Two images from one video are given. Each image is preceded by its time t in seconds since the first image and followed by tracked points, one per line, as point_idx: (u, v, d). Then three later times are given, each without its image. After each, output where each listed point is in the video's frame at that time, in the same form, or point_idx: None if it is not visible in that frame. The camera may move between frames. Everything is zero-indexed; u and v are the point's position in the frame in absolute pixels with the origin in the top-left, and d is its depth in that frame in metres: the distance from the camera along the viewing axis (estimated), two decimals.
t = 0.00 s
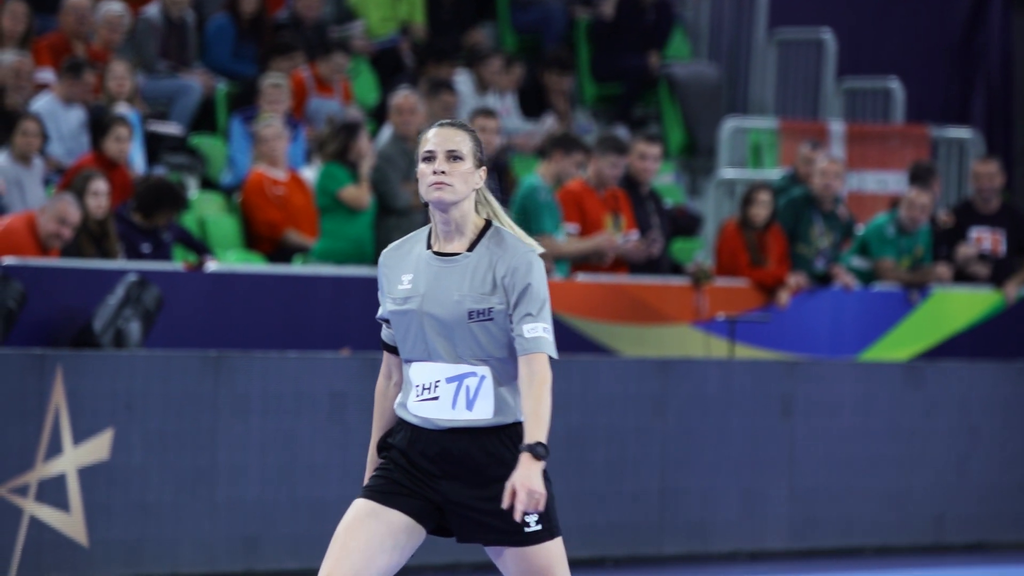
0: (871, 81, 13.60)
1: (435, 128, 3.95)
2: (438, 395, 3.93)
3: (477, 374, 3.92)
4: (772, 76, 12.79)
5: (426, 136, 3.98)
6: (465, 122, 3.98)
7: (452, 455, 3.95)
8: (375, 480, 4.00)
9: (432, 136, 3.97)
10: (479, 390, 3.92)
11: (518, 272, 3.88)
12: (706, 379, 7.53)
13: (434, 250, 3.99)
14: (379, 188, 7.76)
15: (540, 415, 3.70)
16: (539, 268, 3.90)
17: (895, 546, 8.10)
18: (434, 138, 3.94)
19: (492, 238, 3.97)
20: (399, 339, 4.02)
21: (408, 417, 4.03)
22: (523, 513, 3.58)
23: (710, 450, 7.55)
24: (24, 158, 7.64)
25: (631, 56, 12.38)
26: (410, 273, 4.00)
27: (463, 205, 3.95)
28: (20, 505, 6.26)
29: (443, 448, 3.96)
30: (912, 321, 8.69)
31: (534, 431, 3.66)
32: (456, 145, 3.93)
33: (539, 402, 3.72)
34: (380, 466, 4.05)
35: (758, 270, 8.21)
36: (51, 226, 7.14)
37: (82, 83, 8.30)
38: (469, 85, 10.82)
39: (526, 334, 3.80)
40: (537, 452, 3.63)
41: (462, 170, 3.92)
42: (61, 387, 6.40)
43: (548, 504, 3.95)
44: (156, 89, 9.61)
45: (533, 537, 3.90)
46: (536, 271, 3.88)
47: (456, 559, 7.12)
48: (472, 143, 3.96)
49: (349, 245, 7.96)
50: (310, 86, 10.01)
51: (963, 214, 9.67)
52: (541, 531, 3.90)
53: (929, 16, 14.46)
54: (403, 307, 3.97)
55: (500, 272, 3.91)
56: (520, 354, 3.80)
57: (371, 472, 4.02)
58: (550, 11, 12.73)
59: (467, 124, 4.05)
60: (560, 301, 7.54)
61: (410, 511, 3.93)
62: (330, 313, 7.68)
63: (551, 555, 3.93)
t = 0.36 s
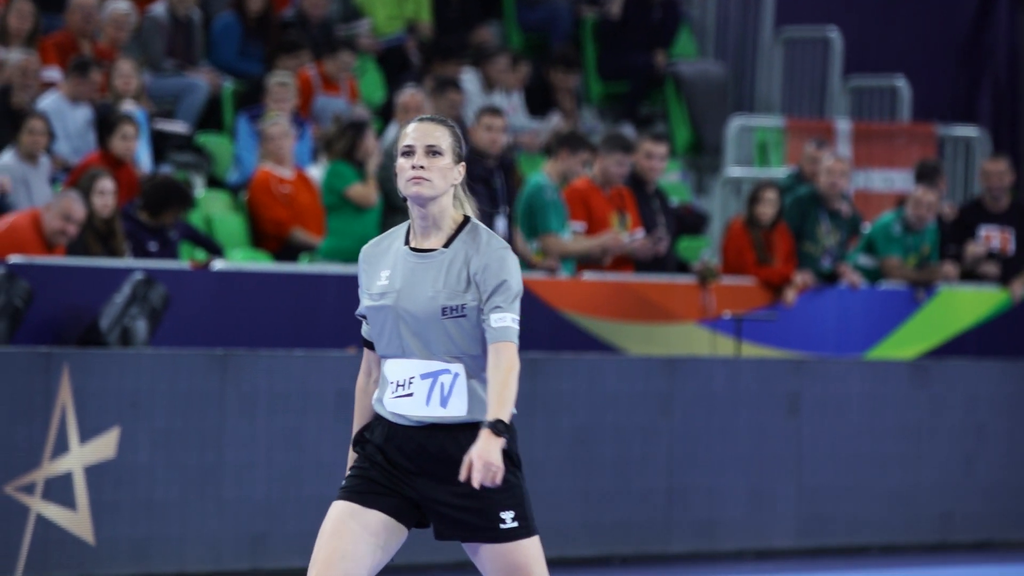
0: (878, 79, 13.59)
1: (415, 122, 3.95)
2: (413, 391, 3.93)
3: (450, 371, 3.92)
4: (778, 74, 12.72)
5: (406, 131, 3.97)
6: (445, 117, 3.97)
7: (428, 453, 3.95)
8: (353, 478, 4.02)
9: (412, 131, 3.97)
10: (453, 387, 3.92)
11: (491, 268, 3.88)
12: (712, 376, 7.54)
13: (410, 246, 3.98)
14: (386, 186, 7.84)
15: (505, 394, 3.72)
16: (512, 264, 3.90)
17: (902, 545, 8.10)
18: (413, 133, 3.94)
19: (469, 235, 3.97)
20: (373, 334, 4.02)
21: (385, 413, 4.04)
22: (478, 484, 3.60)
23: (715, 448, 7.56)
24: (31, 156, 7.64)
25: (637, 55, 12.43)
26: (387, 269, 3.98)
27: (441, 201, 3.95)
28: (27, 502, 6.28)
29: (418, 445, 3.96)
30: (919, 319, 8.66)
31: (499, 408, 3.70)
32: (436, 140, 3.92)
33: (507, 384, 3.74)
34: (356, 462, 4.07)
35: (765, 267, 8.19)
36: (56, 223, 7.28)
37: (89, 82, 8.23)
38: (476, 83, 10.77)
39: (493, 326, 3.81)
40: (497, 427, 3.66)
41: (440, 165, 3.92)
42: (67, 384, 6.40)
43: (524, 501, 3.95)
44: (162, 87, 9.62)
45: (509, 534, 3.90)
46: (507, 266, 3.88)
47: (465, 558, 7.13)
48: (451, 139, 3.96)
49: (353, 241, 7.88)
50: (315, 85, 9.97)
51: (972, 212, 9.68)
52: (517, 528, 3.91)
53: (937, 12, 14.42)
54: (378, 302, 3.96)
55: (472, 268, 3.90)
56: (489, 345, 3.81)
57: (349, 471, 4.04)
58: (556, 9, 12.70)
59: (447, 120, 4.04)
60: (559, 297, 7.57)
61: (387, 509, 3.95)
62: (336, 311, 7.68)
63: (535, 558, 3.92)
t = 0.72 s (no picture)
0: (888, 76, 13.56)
1: (397, 113, 3.93)
2: (390, 383, 3.92)
3: (426, 363, 3.91)
4: (788, 74, 12.73)
5: (388, 121, 3.96)
6: (428, 109, 3.96)
7: (409, 444, 3.94)
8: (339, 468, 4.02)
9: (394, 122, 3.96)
10: (430, 379, 3.90)
11: (466, 258, 3.85)
12: (721, 375, 7.55)
13: (391, 238, 3.96)
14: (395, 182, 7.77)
15: (472, 367, 3.69)
16: (488, 254, 3.87)
17: (911, 543, 8.10)
18: (395, 124, 3.93)
19: (450, 225, 3.93)
20: (353, 324, 4.01)
21: (366, 402, 4.03)
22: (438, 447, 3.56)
23: (725, 446, 7.57)
24: (40, 155, 7.65)
25: (646, 53, 12.43)
26: (369, 260, 3.97)
27: (423, 191, 3.93)
28: (36, 500, 6.35)
29: (401, 436, 3.95)
30: (928, 317, 8.62)
31: (465, 379, 3.66)
32: (418, 131, 3.91)
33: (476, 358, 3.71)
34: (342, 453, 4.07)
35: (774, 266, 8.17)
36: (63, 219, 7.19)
37: (98, 80, 8.16)
38: (484, 81, 10.82)
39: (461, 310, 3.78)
40: (461, 398, 3.63)
41: (423, 156, 3.91)
42: (77, 382, 6.48)
43: (500, 496, 3.94)
44: (171, 85, 9.62)
45: (484, 528, 3.89)
46: (483, 256, 3.85)
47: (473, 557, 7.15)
48: (434, 129, 3.95)
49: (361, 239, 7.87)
50: (324, 83, 9.97)
51: (984, 209, 9.67)
52: (492, 523, 3.90)
53: (948, 10, 14.41)
54: (358, 292, 3.95)
55: (451, 258, 3.88)
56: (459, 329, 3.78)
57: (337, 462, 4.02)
58: (566, 9, 12.67)
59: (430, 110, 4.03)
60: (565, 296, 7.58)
61: (374, 498, 3.94)
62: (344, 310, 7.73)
63: (511, 561, 3.90)
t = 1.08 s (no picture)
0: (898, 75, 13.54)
1: (382, 102, 3.87)
2: (373, 371, 3.89)
3: (409, 350, 3.87)
4: (796, 72, 12.72)
5: (372, 110, 3.90)
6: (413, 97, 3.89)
7: (391, 433, 3.89)
8: (326, 463, 3.96)
9: (378, 110, 3.90)
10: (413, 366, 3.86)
11: (446, 245, 3.84)
12: (730, 372, 7.57)
13: (376, 228, 3.93)
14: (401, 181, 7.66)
15: (442, 343, 3.61)
16: (470, 241, 3.86)
17: (920, 541, 8.10)
18: (379, 113, 3.87)
19: (434, 214, 3.92)
20: (339, 314, 3.97)
21: (351, 392, 3.99)
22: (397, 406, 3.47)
23: (733, 444, 7.59)
24: (49, 153, 7.65)
25: (656, 52, 12.44)
26: (355, 249, 3.95)
27: (408, 181, 3.89)
28: (45, 497, 6.38)
29: (384, 425, 3.90)
30: (936, 316, 8.55)
31: (433, 350, 3.58)
32: (402, 120, 3.86)
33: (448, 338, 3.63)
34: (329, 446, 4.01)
35: (783, 265, 8.18)
36: (69, 215, 7.22)
37: (108, 78, 8.15)
38: (493, 80, 10.81)
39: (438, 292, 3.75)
40: (425, 366, 3.54)
41: (407, 146, 3.86)
42: (86, 381, 6.50)
43: (480, 482, 3.89)
44: (180, 84, 9.68)
45: (465, 515, 3.83)
46: (461, 242, 3.84)
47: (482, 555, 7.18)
48: (418, 119, 3.90)
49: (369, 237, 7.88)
50: (333, 81, 9.96)
51: (996, 207, 9.68)
52: (473, 510, 3.84)
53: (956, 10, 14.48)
54: (342, 282, 3.92)
55: (432, 246, 3.86)
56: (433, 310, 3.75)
57: (326, 456, 3.98)
58: (575, 8, 12.60)
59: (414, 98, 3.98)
60: (576, 295, 7.60)
61: (362, 490, 3.88)
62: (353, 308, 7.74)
63: (488, 557, 3.81)
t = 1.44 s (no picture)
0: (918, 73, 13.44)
1: (373, 91, 3.86)
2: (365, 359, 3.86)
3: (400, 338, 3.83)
4: (811, 71, 12.56)
5: (364, 99, 3.90)
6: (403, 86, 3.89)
7: (380, 422, 3.89)
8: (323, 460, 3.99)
9: (370, 99, 3.89)
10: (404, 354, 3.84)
11: (434, 232, 3.83)
12: (746, 371, 7.62)
13: (369, 218, 3.94)
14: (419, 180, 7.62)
15: (420, 318, 3.56)
16: (460, 230, 3.85)
17: (939, 540, 8.12)
18: (371, 102, 3.86)
19: (425, 203, 3.91)
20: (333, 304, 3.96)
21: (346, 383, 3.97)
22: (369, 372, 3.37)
23: (750, 444, 7.63)
24: (65, 152, 7.64)
25: (671, 51, 12.47)
26: (349, 239, 3.96)
27: (399, 169, 3.89)
28: (63, 496, 6.65)
29: (374, 414, 3.91)
30: (954, 313, 8.45)
31: (411, 323, 3.53)
32: (393, 109, 3.84)
33: (426, 317, 3.58)
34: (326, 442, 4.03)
35: (799, 263, 8.18)
36: (82, 211, 7.25)
37: (123, 76, 8.14)
38: (508, 78, 10.97)
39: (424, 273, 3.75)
40: (400, 333, 3.46)
41: (399, 135, 3.86)
42: (102, 380, 6.79)
43: (468, 468, 3.86)
44: (196, 82, 9.62)
45: (449, 499, 3.80)
46: (448, 229, 3.83)
47: (497, 553, 7.26)
48: (410, 107, 3.88)
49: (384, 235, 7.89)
50: (348, 80, 9.90)
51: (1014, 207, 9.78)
52: (458, 494, 3.81)
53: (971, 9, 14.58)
54: (335, 271, 3.93)
55: (421, 235, 3.86)
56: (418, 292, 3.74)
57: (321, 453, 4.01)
58: (590, 6, 12.74)
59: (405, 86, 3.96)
60: (594, 294, 7.61)
61: (356, 483, 3.90)
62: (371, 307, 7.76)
63: (469, 544, 3.78)
